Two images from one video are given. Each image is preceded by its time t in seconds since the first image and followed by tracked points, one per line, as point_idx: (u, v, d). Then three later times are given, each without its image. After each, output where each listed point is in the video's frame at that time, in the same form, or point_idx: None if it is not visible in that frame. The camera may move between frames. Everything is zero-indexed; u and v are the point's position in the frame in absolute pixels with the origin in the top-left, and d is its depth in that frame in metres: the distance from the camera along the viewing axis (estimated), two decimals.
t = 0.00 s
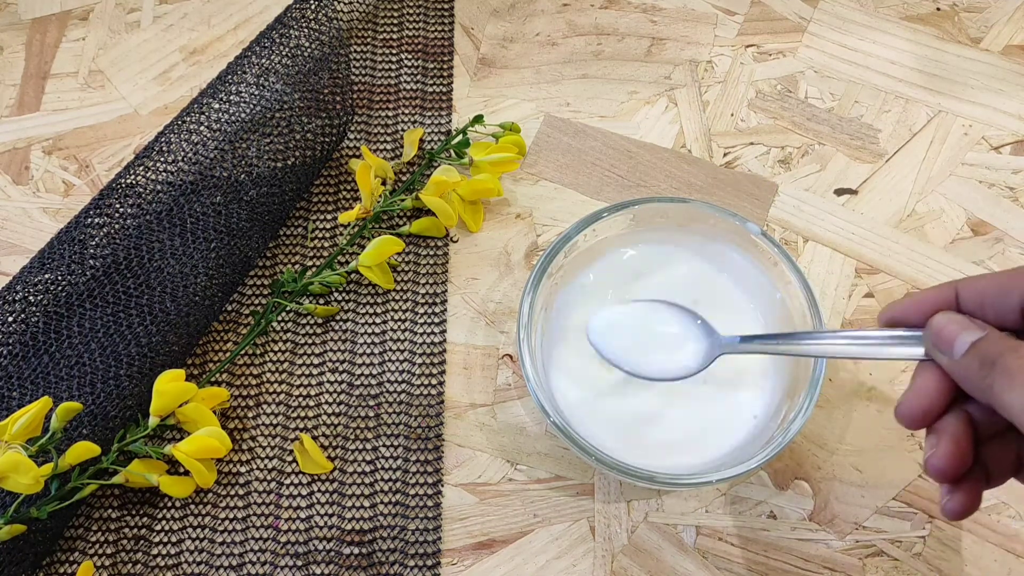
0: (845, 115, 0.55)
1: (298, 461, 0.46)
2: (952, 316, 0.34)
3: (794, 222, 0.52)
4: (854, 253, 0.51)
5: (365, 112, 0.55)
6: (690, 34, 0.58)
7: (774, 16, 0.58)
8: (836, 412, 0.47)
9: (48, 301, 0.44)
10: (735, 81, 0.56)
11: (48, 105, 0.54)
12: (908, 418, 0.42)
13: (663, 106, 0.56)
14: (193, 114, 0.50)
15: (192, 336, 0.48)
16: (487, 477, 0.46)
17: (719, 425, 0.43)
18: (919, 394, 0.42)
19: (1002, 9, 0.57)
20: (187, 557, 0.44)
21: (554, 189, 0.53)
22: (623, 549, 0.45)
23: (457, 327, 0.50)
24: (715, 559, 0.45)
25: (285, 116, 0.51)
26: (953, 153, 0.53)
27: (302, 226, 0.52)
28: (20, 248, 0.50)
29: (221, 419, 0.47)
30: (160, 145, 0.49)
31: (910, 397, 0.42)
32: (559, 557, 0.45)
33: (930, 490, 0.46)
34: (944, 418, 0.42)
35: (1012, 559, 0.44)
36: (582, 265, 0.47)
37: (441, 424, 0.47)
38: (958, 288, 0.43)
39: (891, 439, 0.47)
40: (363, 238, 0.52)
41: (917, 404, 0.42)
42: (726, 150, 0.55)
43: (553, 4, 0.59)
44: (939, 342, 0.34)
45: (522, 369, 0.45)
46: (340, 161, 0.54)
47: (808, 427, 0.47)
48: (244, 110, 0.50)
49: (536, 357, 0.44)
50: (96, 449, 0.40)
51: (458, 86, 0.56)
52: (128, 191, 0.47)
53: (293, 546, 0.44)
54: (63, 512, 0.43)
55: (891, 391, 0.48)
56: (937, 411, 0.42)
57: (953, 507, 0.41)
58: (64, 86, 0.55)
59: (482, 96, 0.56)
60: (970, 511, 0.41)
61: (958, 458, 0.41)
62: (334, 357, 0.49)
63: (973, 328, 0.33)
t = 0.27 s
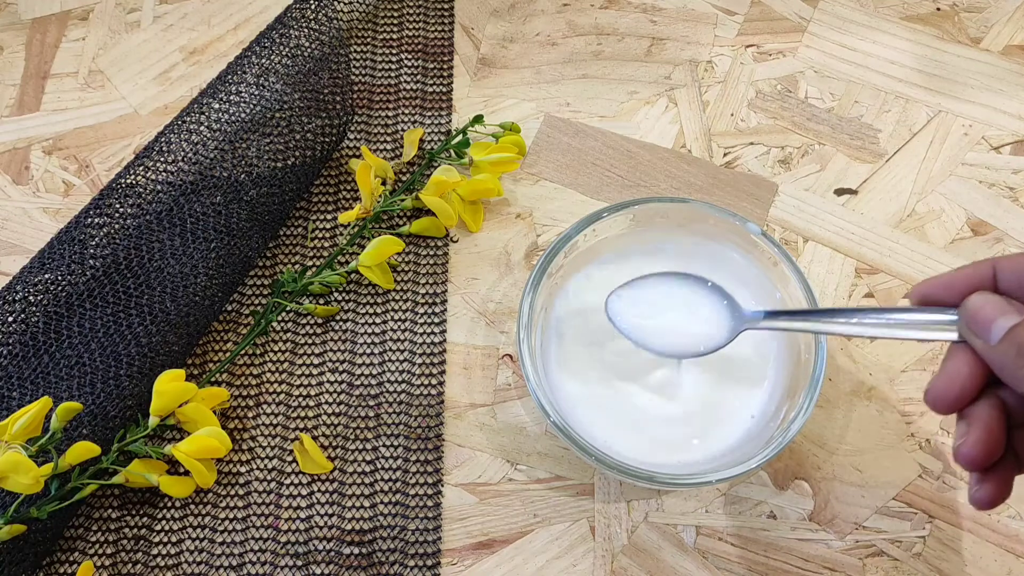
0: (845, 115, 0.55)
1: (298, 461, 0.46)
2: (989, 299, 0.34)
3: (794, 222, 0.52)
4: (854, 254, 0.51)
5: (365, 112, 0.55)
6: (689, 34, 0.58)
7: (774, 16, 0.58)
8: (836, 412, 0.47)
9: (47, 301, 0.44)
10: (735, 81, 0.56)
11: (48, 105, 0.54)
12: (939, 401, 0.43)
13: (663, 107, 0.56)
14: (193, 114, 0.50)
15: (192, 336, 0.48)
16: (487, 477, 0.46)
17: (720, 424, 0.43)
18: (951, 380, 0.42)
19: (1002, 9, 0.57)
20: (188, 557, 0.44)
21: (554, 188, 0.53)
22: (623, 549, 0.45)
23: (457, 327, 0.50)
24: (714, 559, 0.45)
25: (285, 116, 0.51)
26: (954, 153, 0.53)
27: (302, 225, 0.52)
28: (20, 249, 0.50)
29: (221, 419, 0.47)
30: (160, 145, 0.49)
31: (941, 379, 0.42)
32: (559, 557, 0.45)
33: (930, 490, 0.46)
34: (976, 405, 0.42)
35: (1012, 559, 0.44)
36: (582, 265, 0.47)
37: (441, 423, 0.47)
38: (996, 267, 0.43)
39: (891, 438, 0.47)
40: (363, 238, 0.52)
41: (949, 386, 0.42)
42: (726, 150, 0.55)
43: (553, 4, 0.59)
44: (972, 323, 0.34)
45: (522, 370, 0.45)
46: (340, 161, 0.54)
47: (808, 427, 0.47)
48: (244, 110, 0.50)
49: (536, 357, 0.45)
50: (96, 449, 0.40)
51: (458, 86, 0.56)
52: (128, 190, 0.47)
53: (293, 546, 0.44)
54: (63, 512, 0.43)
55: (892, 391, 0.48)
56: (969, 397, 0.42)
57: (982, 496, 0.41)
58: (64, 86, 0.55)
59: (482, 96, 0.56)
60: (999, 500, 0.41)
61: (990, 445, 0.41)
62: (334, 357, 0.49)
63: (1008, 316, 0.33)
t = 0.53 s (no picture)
0: (845, 115, 0.55)
1: (298, 461, 0.46)
2: None
3: (794, 222, 0.52)
4: (854, 254, 0.51)
5: (365, 112, 0.55)
6: (689, 34, 0.58)
7: (774, 16, 0.58)
8: (836, 412, 0.47)
9: (47, 301, 0.44)
10: (735, 81, 0.56)
11: (48, 105, 0.54)
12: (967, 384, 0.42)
13: (663, 107, 0.56)
14: (193, 114, 0.50)
15: (192, 336, 0.48)
16: (487, 477, 0.46)
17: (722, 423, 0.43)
18: (980, 357, 0.42)
19: (1002, 9, 0.57)
20: (187, 557, 0.44)
21: (554, 188, 0.53)
22: (623, 549, 0.45)
23: (457, 327, 0.50)
24: (714, 559, 0.45)
25: (285, 116, 0.51)
26: (953, 153, 0.53)
27: (302, 225, 0.52)
28: (20, 249, 0.50)
29: (221, 419, 0.47)
30: (160, 145, 0.49)
31: (970, 361, 0.42)
32: (559, 557, 0.45)
33: (930, 490, 0.46)
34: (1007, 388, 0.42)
35: (1012, 559, 0.44)
36: (582, 265, 0.47)
37: (441, 423, 0.47)
38: None
39: (891, 438, 0.47)
40: (363, 238, 0.52)
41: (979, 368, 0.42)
42: (726, 150, 0.55)
43: (553, 4, 0.59)
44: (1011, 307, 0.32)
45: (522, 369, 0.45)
46: (340, 161, 0.54)
47: (808, 427, 0.47)
48: (244, 110, 0.50)
49: (536, 356, 0.45)
50: (96, 449, 0.40)
51: (458, 86, 0.56)
52: (128, 190, 0.47)
53: (293, 546, 0.44)
54: (63, 512, 0.43)
55: (892, 391, 0.48)
56: (999, 380, 0.42)
57: (1009, 481, 0.40)
58: (64, 86, 0.55)
59: (482, 96, 0.56)
60: None
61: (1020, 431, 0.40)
62: (334, 356, 0.49)
63: None
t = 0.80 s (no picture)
0: (845, 115, 0.55)
1: (298, 461, 0.46)
2: None
3: (794, 222, 0.52)
4: (854, 254, 0.51)
5: (365, 112, 0.55)
6: (689, 34, 0.58)
7: (774, 16, 0.58)
8: (836, 412, 0.47)
9: (47, 301, 0.44)
10: (735, 81, 0.56)
11: (48, 105, 0.54)
12: (977, 368, 0.43)
13: (663, 107, 0.56)
14: (193, 114, 0.50)
15: (192, 336, 0.48)
16: (487, 477, 0.46)
17: (721, 423, 0.43)
18: (992, 344, 0.42)
19: (1002, 9, 0.57)
20: (188, 557, 0.44)
21: (554, 189, 0.53)
22: (623, 549, 0.45)
23: (457, 327, 0.50)
24: (714, 559, 0.45)
25: (285, 116, 0.51)
26: (953, 153, 0.53)
27: (302, 225, 0.52)
28: (20, 249, 0.50)
29: (221, 419, 0.47)
30: (160, 145, 0.49)
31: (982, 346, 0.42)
32: (559, 557, 0.45)
33: (930, 490, 0.46)
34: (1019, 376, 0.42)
35: (1012, 559, 0.44)
36: (582, 265, 0.46)
37: (441, 423, 0.47)
38: None
39: (891, 438, 0.47)
40: (363, 238, 0.52)
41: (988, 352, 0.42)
42: (726, 150, 0.55)
43: (553, 4, 0.59)
44: None
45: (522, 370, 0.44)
46: (340, 161, 0.54)
47: (808, 427, 0.47)
48: (244, 110, 0.50)
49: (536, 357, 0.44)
50: (96, 449, 0.40)
51: (458, 86, 0.56)
52: (128, 190, 0.47)
53: (293, 546, 0.44)
54: (63, 512, 0.43)
55: (891, 391, 0.48)
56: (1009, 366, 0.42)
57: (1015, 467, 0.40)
58: (64, 86, 0.55)
59: (482, 96, 0.56)
60: None
61: None
62: (334, 356, 0.49)
63: None
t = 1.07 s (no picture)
0: (845, 115, 0.55)
1: (298, 461, 0.46)
2: None
3: (794, 222, 0.52)
4: (854, 254, 0.51)
5: (365, 112, 0.55)
6: (689, 34, 0.58)
7: (774, 16, 0.58)
8: (836, 412, 0.47)
9: (47, 301, 0.44)
10: (735, 81, 0.56)
11: (48, 105, 0.54)
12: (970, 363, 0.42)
13: (663, 107, 0.56)
14: (193, 114, 0.50)
15: (192, 336, 0.48)
16: (487, 477, 0.46)
17: (721, 422, 0.43)
18: (984, 341, 0.42)
19: (1002, 9, 0.57)
20: (188, 557, 0.44)
21: (554, 189, 0.53)
22: (623, 549, 0.45)
23: (457, 327, 0.50)
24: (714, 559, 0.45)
25: (285, 116, 0.51)
26: (953, 153, 0.53)
27: (302, 225, 0.52)
28: (20, 248, 0.50)
29: (221, 419, 0.47)
30: (160, 145, 0.49)
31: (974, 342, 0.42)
32: (559, 557, 0.45)
33: (930, 490, 0.46)
34: (1013, 371, 0.42)
35: (1012, 559, 0.44)
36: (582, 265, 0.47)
37: (441, 423, 0.47)
38: None
39: (891, 438, 0.47)
40: (363, 238, 0.52)
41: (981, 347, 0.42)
42: (726, 150, 0.55)
43: (553, 4, 0.59)
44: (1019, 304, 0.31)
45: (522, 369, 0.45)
46: (340, 161, 0.54)
47: (808, 427, 0.47)
48: (244, 110, 0.50)
49: (536, 357, 0.45)
50: (96, 449, 0.40)
51: (458, 86, 0.56)
52: (128, 190, 0.47)
53: (293, 546, 0.44)
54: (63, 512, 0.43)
55: (891, 391, 0.48)
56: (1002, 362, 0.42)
57: (1008, 460, 0.40)
58: (64, 86, 0.55)
59: (482, 96, 0.56)
60: None
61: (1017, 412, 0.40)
62: (334, 357, 0.49)
63: None
